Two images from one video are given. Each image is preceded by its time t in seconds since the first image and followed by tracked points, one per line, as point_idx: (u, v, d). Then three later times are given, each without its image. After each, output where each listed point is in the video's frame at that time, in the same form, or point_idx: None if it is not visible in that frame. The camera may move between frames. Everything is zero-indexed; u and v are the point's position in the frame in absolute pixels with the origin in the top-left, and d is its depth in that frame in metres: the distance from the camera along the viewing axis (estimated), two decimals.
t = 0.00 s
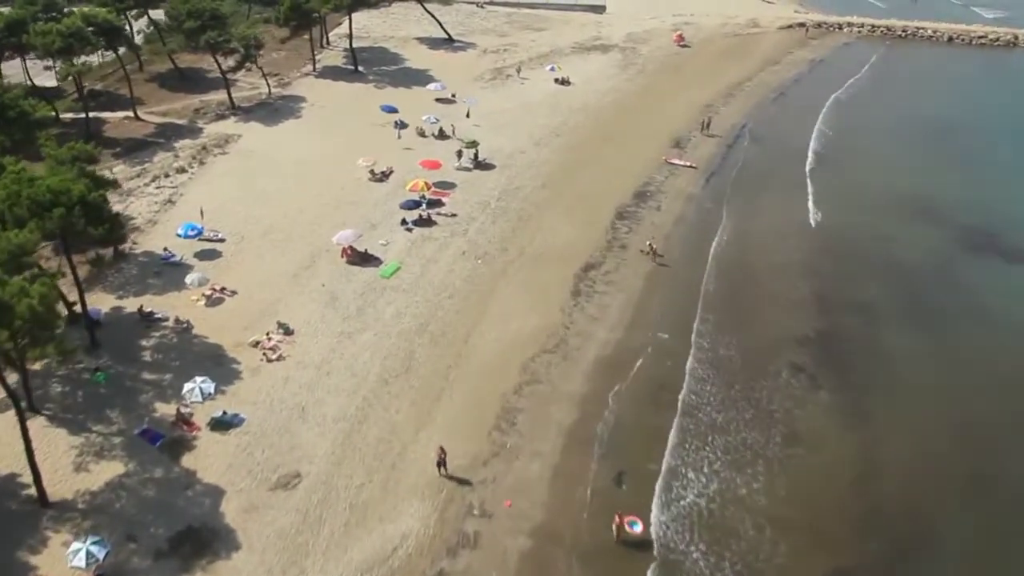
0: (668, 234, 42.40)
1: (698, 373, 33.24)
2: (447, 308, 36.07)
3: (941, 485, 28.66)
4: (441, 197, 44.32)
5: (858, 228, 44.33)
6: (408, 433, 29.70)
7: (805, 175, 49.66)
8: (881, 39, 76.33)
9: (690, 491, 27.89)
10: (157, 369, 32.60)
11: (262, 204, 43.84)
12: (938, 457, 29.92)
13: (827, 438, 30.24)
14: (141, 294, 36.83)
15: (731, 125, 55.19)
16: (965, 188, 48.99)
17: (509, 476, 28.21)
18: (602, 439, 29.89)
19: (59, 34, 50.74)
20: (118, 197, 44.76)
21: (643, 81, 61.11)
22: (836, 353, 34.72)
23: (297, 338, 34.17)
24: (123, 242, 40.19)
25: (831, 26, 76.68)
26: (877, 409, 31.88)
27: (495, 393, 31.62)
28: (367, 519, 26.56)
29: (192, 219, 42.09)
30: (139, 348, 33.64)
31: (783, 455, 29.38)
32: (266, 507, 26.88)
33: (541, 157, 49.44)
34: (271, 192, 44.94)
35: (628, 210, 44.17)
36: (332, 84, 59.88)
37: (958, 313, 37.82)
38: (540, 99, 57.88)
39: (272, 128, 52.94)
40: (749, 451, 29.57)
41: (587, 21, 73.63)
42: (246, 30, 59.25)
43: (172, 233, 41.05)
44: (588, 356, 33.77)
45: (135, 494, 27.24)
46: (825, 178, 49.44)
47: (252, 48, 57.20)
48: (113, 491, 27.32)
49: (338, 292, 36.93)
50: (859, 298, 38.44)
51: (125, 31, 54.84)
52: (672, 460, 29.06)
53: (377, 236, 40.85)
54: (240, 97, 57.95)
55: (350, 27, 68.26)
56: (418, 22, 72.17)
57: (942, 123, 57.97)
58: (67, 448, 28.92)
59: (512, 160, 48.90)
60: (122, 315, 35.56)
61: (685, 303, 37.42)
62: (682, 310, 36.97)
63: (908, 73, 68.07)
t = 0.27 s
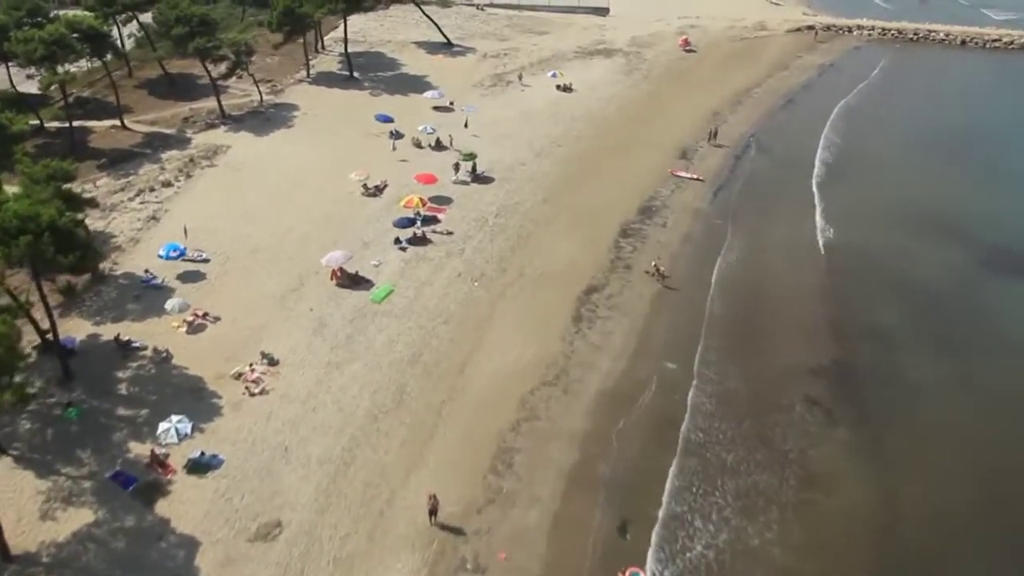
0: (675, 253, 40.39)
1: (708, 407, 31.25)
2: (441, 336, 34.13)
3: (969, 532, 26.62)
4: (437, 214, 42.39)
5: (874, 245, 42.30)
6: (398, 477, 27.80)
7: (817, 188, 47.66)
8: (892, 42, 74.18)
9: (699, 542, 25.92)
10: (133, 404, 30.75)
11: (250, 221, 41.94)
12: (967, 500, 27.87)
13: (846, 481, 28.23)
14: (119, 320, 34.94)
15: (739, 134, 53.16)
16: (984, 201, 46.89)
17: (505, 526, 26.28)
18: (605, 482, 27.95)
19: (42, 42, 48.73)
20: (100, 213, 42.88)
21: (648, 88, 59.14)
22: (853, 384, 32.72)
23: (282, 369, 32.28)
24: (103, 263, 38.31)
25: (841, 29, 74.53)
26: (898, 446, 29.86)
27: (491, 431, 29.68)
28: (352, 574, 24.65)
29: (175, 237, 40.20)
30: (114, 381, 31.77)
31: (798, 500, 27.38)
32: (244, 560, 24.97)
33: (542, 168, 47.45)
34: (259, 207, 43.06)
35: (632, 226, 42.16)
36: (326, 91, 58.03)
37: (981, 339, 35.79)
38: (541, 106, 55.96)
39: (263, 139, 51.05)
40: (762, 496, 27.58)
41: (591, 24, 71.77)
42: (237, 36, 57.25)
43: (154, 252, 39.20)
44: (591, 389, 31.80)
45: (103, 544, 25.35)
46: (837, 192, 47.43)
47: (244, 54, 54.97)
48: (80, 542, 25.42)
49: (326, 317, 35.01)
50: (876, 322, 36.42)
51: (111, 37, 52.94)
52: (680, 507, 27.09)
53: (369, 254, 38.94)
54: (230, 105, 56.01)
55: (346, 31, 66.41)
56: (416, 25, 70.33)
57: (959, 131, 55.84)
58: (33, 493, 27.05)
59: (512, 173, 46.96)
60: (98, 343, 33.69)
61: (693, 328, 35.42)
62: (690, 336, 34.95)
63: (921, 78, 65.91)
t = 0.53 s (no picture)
0: (682, 275, 38.44)
1: (719, 446, 29.34)
2: (435, 368, 32.23)
3: None
4: (433, 232, 40.49)
5: (892, 264, 40.24)
6: (387, 528, 25.93)
7: (830, 203, 45.64)
8: (903, 46, 72.10)
9: None
10: (108, 445, 28.90)
11: (236, 241, 40.06)
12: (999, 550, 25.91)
13: (868, 530, 26.30)
14: (96, 351, 33.07)
15: (747, 145, 51.18)
16: (1005, 214, 44.82)
17: None
18: (610, 533, 26.06)
19: (23, 52, 46.69)
20: (81, 233, 41.00)
21: (653, 95, 57.22)
22: (873, 420, 30.76)
23: (266, 406, 30.41)
24: (82, 288, 36.44)
25: (851, 32, 72.50)
26: (923, 490, 27.90)
27: (487, 476, 27.80)
28: None
29: (158, 260, 38.32)
30: (89, 419, 29.90)
31: (817, 553, 25.48)
32: None
33: (543, 182, 45.52)
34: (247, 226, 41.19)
35: (637, 246, 40.21)
36: (320, 100, 56.20)
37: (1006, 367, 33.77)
38: (542, 116, 54.09)
39: (254, 151, 49.19)
40: (778, 548, 25.66)
41: (594, 29, 70.02)
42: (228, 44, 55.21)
43: (136, 275, 37.33)
44: (594, 427, 29.90)
45: None
46: (852, 206, 45.39)
47: (235, 63, 52.85)
48: None
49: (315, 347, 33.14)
50: (896, 349, 34.40)
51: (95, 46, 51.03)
52: (691, 561, 25.19)
53: (361, 277, 37.06)
54: (220, 115, 54.10)
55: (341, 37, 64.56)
56: (414, 30, 68.50)
57: (978, 140, 53.64)
58: None
59: (512, 187, 45.03)
60: (73, 377, 31.82)
61: (702, 358, 33.50)
62: (699, 367, 33.04)
63: (934, 83, 63.85)
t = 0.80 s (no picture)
0: (691, 299, 36.49)
1: (734, 492, 27.41)
2: (431, 406, 30.34)
3: None
4: (429, 254, 38.56)
5: (912, 287, 38.24)
6: None
7: (845, 219, 43.64)
8: (915, 50, 70.06)
9: None
10: (81, 494, 27.00)
11: (224, 264, 38.13)
12: None
13: None
14: (72, 388, 31.19)
15: (757, 157, 49.19)
16: None
17: None
18: None
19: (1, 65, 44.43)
20: (61, 257, 39.10)
21: (658, 105, 55.31)
22: (899, 463, 28.80)
23: (251, 449, 28.54)
24: (59, 319, 34.55)
25: (861, 36, 70.55)
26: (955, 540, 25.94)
27: (487, 528, 25.89)
28: None
29: (141, 287, 36.42)
30: (62, 465, 28.01)
31: None
32: None
33: (545, 198, 43.60)
34: (234, 248, 39.28)
35: (644, 267, 38.22)
36: (314, 110, 54.30)
37: None
38: (543, 126, 52.16)
39: (243, 166, 47.27)
40: None
41: (597, 34, 68.18)
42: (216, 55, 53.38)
43: (117, 303, 35.46)
44: (600, 471, 28.01)
45: None
46: (869, 223, 43.39)
47: (224, 73, 51.03)
48: None
49: (304, 383, 31.26)
50: (920, 383, 32.43)
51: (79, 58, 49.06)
52: None
53: (354, 304, 35.23)
54: (210, 128, 52.19)
55: (336, 44, 62.70)
56: (411, 36, 66.62)
57: (998, 151, 51.57)
58: None
59: (512, 204, 43.06)
60: (46, 417, 29.94)
61: (714, 393, 31.58)
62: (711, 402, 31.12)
63: (948, 90, 61.85)
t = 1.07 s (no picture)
0: (701, 325, 34.58)
1: (750, 542, 25.46)
2: (426, 447, 28.48)
3: None
4: (425, 278, 36.66)
5: (932, 308, 36.25)
6: None
7: (860, 235, 41.71)
8: (927, 53, 68.03)
9: None
10: (50, 548, 25.13)
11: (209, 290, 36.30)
12: None
13: None
14: (45, 429, 29.37)
15: (767, 169, 47.22)
16: None
17: None
18: None
19: None
20: (39, 283, 37.27)
21: (663, 114, 53.41)
22: (924, 506, 26.82)
23: (233, 497, 26.70)
24: (34, 352, 32.75)
25: (871, 39, 68.52)
26: None
27: None
28: None
29: (122, 316, 34.63)
30: (30, 515, 26.16)
31: None
32: None
33: (547, 215, 41.68)
34: (220, 272, 37.43)
35: (651, 290, 36.29)
36: (307, 121, 52.48)
37: None
38: (544, 137, 50.23)
39: (231, 182, 45.37)
40: None
41: (599, 39, 66.39)
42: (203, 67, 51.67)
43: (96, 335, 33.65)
44: (606, 520, 26.10)
45: None
46: (884, 239, 41.44)
47: (213, 84, 49.22)
48: None
49: (291, 422, 29.44)
50: (944, 416, 30.44)
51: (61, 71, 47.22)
52: None
53: (345, 334, 33.36)
54: (198, 142, 50.36)
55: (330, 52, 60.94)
56: (408, 44, 64.86)
57: (1018, 160, 49.47)
58: None
59: (513, 222, 41.12)
60: (16, 461, 28.10)
61: (726, 430, 29.66)
62: (724, 441, 29.19)
63: (962, 95, 59.86)
